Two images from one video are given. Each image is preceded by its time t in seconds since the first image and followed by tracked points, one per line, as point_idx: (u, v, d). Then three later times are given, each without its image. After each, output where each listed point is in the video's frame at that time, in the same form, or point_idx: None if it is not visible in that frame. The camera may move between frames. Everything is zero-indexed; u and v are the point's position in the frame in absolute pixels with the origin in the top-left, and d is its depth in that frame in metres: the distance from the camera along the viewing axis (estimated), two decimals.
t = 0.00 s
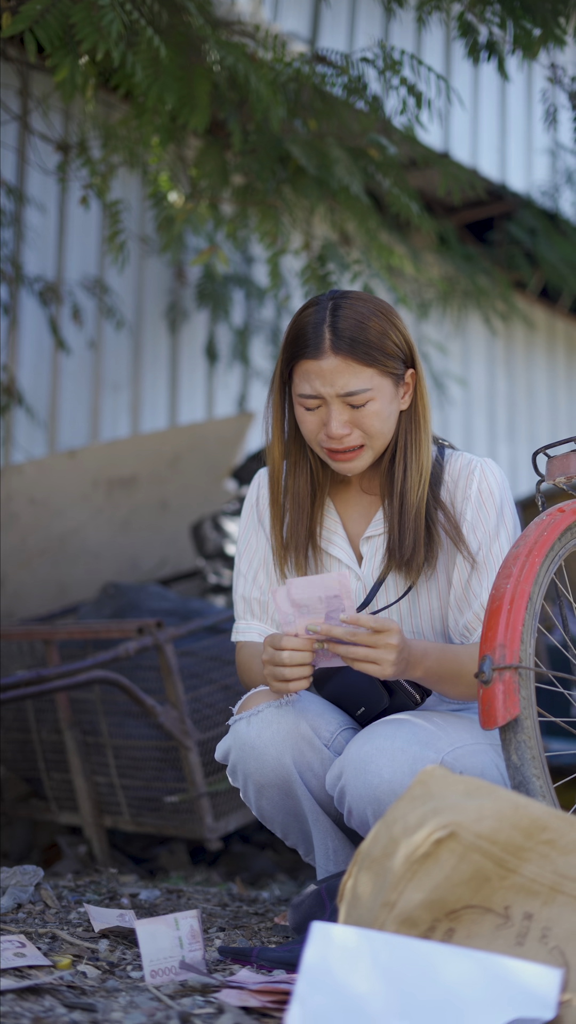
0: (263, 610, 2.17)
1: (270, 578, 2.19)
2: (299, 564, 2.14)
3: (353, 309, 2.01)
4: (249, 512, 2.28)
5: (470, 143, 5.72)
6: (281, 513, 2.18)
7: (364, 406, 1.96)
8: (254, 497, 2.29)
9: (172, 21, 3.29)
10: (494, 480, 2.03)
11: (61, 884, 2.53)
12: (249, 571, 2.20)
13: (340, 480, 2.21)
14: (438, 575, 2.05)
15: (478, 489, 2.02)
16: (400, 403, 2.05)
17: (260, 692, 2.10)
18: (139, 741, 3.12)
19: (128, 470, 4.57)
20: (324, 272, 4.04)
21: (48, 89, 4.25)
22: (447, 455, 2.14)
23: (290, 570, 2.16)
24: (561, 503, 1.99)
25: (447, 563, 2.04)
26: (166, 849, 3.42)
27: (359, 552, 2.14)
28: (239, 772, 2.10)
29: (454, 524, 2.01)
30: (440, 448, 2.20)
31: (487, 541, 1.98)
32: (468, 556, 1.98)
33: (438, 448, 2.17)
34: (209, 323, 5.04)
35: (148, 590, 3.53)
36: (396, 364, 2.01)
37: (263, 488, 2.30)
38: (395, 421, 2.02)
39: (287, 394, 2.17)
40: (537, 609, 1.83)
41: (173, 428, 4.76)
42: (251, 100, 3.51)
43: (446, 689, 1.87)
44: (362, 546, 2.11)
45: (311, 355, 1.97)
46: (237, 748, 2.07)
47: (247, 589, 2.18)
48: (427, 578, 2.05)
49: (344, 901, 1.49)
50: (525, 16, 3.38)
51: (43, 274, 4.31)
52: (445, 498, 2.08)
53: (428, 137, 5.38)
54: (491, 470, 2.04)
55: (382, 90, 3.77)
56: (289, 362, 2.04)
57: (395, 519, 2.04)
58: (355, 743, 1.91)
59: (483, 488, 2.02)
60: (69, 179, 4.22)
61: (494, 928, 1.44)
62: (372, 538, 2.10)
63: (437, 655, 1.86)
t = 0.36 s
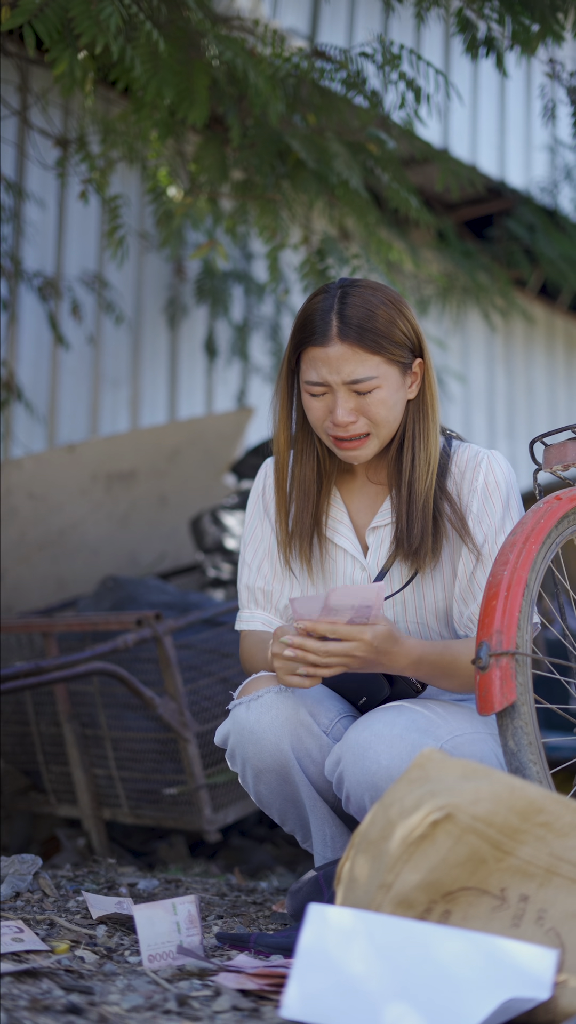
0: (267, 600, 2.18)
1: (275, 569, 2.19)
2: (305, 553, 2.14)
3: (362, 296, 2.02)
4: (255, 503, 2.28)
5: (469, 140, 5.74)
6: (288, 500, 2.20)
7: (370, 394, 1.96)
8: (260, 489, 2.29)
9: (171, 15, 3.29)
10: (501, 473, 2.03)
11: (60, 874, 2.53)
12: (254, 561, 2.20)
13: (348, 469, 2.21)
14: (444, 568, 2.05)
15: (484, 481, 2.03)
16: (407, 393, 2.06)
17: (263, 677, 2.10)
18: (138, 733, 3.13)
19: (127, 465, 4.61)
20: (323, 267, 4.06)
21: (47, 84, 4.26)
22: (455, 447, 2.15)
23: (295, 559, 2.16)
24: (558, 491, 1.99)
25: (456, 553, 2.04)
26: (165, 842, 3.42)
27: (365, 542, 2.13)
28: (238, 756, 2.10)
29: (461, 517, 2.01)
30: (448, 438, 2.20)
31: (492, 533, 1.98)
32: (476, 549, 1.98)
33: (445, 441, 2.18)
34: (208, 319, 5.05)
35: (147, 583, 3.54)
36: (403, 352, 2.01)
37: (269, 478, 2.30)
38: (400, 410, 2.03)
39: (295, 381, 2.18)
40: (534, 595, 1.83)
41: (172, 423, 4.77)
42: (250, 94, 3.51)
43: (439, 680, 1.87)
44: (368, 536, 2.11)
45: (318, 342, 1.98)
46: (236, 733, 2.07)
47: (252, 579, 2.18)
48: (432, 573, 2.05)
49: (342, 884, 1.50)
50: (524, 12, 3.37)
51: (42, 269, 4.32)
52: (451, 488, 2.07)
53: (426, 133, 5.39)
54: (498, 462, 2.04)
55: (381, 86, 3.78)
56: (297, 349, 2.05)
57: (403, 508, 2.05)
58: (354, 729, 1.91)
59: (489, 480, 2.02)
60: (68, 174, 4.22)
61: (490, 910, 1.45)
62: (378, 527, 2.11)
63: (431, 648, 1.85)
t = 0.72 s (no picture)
0: (275, 593, 2.18)
1: (284, 562, 2.20)
2: (317, 548, 2.14)
3: (370, 290, 2.02)
4: (266, 495, 2.29)
5: (469, 137, 5.75)
6: (300, 495, 2.20)
7: (378, 388, 1.96)
8: (271, 480, 2.30)
9: (170, 10, 3.29)
10: (510, 468, 2.02)
11: (61, 867, 2.53)
12: (263, 555, 2.21)
13: (359, 465, 2.21)
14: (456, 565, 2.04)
15: (493, 477, 2.01)
16: (416, 388, 2.06)
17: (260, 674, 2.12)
18: (137, 728, 3.13)
19: (127, 461, 4.60)
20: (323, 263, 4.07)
21: (47, 81, 4.26)
22: (465, 443, 2.14)
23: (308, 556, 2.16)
24: (558, 481, 1.99)
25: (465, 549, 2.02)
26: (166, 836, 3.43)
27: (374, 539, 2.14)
28: (235, 746, 2.11)
29: (468, 513, 2.00)
30: (459, 433, 2.20)
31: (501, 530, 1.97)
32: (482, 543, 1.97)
33: (456, 434, 2.17)
34: (208, 316, 5.06)
35: (147, 578, 3.54)
36: (411, 347, 2.01)
37: (281, 472, 2.30)
38: (408, 404, 2.02)
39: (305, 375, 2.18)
40: (533, 586, 1.83)
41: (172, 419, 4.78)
42: (250, 89, 3.51)
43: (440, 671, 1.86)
44: (377, 535, 2.11)
45: (326, 336, 1.98)
46: (233, 721, 2.08)
47: (260, 573, 2.19)
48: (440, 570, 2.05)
49: (342, 871, 1.51)
50: (523, 9, 3.37)
51: (42, 266, 4.33)
52: (460, 486, 2.07)
53: (426, 129, 5.40)
54: (508, 459, 2.02)
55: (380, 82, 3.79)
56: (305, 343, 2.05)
57: (412, 505, 2.04)
58: (348, 726, 1.89)
59: (498, 476, 2.01)
60: (68, 170, 4.23)
61: (490, 896, 1.45)
62: (387, 527, 2.11)
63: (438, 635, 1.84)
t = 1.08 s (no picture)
0: (277, 593, 2.16)
1: (287, 565, 2.18)
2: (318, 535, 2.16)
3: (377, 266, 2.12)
4: (271, 496, 2.29)
5: (469, 137, 5.75)
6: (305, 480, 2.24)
7: (363, 347, 2.03)
8: (277, 482, 2.30)
9: (170, 10, 3.28)
10: (515, 464, 2.01)
11: (61, 866, 2.53)
12: (266, 555, 2.20)
13: (367, 459, 2.23)
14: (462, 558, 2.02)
15: (498, 474, 2.01)
16: (410, 368, 2.09)
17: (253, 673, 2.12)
18: (137, 727, 3.13)
19: (127, 460, 4.60)
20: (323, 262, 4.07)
21: (47, 80, 4.27)
22: (470, 440, 2.14)
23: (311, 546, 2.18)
24: (560, 481, 1.99)
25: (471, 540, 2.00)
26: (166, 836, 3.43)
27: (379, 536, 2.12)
28: (232, 741, 2.10)
29: (473, 508, 2.00)
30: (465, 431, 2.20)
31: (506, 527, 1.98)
32: (488, 542, 1.98)
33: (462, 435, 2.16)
34: (208, 315, 5.06)
35: (147, 577, 3.54)
36: (406, 320, 2.08)
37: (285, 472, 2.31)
38: (397, 377, 2.06)
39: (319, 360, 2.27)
40: (533, 584, 1.83)
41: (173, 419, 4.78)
42: (249, 89, 3.51)
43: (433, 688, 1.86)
44: (382, 531, 2.10)
45: (326, 297, 2.10)
46: (230, 716, 2.08)
47: (263, 572, 2.17)
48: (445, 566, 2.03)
49: (342, 870, 1.51)
50: (523, 9, 3.36)
51: (42, 265, 4.33)
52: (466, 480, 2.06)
53: (426, 128, 5.40)
54: (513, 456, 2.02)
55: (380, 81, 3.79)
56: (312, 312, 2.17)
57: (417, 490, 2.05)
58: (346, 724, 1.88)
59: (503, 472, 2.01)
60: (68, 170, 4.23)
61: (490, 895, 1.45)
62: (393, 523, 2.09)
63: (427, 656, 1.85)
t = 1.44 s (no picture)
0: (282, 585, 2.15)
1: (292, 556, 2.18)
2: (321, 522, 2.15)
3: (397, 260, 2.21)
4: (279, 489, 2.31)
5: (468, 137, 5.76)
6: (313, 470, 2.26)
7: (369, 325, 2.10)
8: (284, 474, 2.33)
9: (169, 8, 3.28)
10: (516, 459, 2.03)
11: (60, 864, 2.53)
12: (273, 545, 2.21)
13: (373, 451, 2.24)
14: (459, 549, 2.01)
15: (501, 468, 2.02)
16: (416, 353, 2.13)
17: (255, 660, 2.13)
18: (136, 725, 3.13)
19: (126, 459, 4.60)
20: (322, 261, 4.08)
21: (47, 79, 4.27)
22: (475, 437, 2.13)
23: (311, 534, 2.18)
24: (561, 480, 2.00)
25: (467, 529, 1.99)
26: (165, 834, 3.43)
27: (380, 525, 2.11)
28: (230, 729, 2.10)
29: (472, 498, 2.00)
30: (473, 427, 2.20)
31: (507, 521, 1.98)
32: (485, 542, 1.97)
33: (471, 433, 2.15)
34: (207, 315, 5.06)
35: (146, 576, 3.54)
36: (417, 306, 2.13)
37: (292, 465, 2.33)
38: (401, 358, 2.10)
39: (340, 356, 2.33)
40: (531, 582, 1.83)
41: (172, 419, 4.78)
42: (249, 88, 3.51)
43: (431, 692, 1.85)
44: (384, 518, 2.09)
45: (344, 281, 2.20)
46: (229, 703, 2.08)
47: (270, 563, 2.18)
48: (445, 558, 2.01)
49: (339, 867, 1.51)
50: (522, 8, 3.35)
51: (41, 264, 4.33)
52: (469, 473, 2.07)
53: (425, 127, 5.40)
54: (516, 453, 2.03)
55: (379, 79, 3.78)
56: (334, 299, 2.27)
57: (416, 474, 2.07)
58: (343, 715, 1.88)
59: (505, 467, 2.02)
60: (68, 169, 4.23)
61: (488, 891, 1.45)
62: (394, 511, 2.09)
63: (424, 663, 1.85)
